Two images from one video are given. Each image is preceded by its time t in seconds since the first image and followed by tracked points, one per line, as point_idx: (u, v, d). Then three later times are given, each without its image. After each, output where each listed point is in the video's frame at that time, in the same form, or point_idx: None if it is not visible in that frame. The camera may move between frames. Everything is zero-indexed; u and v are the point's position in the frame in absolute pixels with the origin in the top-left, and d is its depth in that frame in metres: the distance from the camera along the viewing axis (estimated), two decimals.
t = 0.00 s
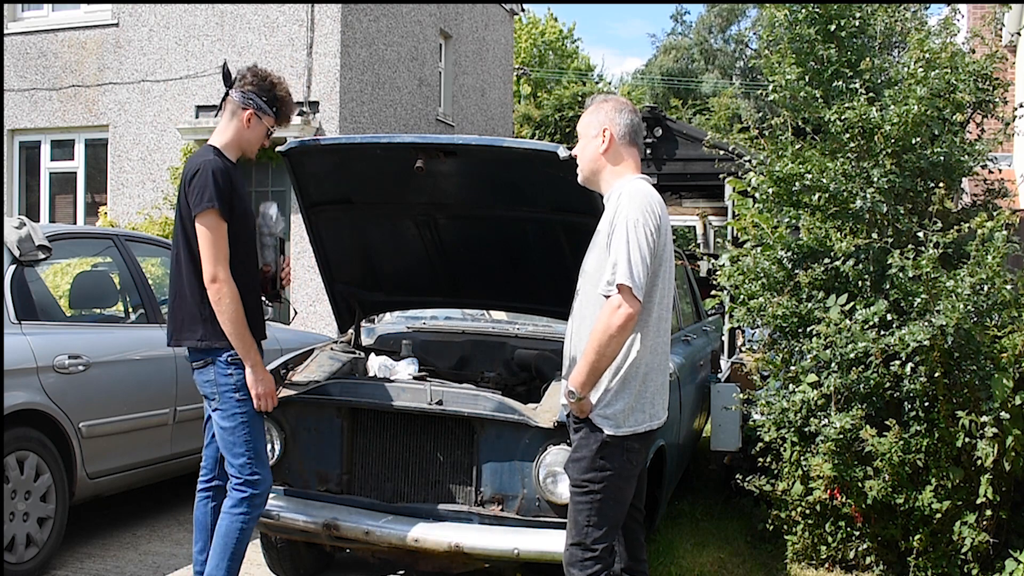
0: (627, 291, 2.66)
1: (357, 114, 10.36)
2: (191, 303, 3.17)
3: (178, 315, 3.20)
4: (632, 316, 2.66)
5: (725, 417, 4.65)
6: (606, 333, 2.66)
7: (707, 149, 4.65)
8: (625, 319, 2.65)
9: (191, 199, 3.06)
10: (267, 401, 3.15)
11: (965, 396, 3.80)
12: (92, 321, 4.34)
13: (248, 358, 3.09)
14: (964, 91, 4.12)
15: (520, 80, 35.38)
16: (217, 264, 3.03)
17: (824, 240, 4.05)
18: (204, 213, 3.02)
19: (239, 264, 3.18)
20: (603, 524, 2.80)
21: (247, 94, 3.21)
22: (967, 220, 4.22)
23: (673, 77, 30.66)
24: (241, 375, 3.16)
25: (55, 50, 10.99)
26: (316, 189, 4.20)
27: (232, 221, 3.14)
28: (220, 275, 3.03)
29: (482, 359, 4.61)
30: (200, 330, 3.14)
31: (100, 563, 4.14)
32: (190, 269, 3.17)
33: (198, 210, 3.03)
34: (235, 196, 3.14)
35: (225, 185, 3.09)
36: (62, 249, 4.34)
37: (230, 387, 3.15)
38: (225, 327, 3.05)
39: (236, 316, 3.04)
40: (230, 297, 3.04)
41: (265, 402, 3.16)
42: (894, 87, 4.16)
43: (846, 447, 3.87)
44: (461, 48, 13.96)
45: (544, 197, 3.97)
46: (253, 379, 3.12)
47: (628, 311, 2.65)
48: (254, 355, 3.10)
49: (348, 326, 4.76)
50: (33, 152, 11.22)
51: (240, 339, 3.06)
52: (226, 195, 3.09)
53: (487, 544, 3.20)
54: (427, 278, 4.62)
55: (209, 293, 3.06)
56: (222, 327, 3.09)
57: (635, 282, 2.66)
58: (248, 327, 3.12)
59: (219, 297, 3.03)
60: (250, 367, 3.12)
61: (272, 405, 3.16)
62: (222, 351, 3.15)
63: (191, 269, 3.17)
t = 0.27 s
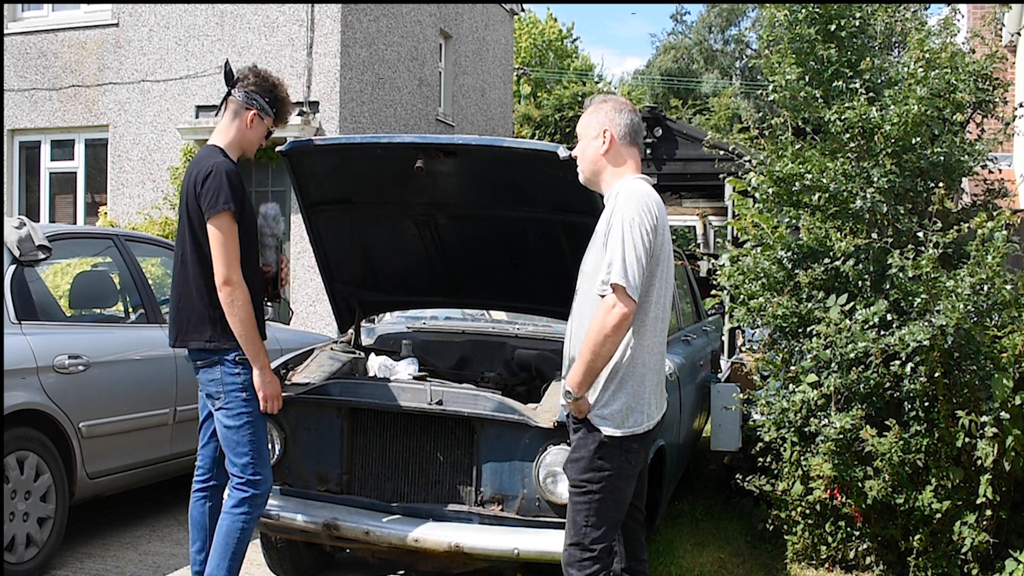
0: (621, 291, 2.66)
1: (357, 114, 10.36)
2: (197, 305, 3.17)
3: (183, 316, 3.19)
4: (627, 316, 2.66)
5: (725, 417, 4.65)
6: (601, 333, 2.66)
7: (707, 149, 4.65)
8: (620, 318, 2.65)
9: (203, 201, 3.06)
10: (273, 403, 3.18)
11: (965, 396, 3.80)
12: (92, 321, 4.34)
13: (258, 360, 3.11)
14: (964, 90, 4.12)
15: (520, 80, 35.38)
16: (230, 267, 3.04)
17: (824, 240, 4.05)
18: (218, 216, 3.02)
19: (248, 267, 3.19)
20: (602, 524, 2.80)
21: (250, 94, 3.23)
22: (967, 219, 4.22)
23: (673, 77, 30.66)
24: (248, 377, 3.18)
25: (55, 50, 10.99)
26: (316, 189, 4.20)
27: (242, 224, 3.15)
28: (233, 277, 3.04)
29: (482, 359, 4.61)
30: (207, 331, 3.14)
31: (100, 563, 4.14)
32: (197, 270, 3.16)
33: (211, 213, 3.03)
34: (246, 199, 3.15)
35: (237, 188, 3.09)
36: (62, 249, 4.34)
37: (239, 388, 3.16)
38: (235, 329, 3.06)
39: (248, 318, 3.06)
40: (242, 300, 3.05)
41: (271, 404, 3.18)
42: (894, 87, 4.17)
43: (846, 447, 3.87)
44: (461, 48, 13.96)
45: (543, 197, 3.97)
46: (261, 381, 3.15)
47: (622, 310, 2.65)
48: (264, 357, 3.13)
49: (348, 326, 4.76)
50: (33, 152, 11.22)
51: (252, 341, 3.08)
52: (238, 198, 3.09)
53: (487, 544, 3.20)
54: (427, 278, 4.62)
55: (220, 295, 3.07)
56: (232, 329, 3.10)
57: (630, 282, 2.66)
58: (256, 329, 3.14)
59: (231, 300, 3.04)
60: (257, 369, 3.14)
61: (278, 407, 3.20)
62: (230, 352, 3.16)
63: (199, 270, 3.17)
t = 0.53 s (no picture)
0: (621, 291, 2.66)
1: (357, 114, 10.36)
2: (203, 305, 3.17)
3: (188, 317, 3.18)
4: (627, 316, 2.66)
5: (725, 417, 4.65)
6: (600, 333, 2.66)
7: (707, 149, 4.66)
8: (620, 318, 2.65)
9: (215, 201, 3.06)
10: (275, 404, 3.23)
11: (965, 396, 3.80)
12: (92, 321, 4.34)
13: (264, 361, 3.13)
14: (964, 90, 4.12)
15: (520, 80, 35.38)
16: (241, 268, 3.05)
17: (824, 240, 4.05)
18: (230, 217, 3.04)
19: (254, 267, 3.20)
20: (602, 524, 2.80)
21: (253, 95, 3.24)
22: (967, 219, 4.22)
23: (673, 77, 30.66)
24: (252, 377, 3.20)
25: (55, 50, 10.99)
26: (316, 189, 4.20)
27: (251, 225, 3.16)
28: (244, 278, 3.05)
29: (482, 359, 4.61)
30: (213, 331, 3.14)
31: (100, 563, 4.14)
32: (204, 270, 3.16)
33: (224, 214, 3.04)
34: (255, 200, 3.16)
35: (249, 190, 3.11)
36: (62, 249, 4.34)
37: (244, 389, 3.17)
38: (243, 330, 3.07)
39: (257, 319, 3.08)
40: (252, 302, 3.07)
41: (274, 404, 3.22)
42: (894, 87, 4.17)
43: (846, 447, 3.87)
44: (461, 48, 13.96)
45: (544, 197, 3.97)
46: (266, 382, 3.18)
47: (622, 311, 2.65)
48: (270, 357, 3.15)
49: (348, 326, 4.76)
50: (33, 152, 11.22)
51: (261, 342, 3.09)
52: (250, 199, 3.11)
53: (487, 544, 3.20)
54: (427, 278, 4.62)
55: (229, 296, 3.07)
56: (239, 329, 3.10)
57: (629, 282, 2.66)
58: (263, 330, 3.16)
59: (241, 301, 3.05)
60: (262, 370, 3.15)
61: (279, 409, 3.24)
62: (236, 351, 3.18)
63: (205, 270, 3.17)
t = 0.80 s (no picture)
0: (622, 290, 2.66)
1: (357, 114, 10.36)
2: (205, 305, 3.17)
3: (190, 317, 3.18)
4: (628, 315, 2.66)
5: (725, 417, 4.65)
6: (602, 332, 2.66)
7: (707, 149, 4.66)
8: (621, 318, 2.65)
9: (220, 203, 3.06)
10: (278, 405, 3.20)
11: (965, 396, 3.80)
12: (92, 321, 4.34)
13: (267, 363, 3.12)
14: (964, 91, 4.12)
15: (520, 80, 35.38)
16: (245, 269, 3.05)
17: (824, 240, 4.05)
18: (235, 218, 3.04)
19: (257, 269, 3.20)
20: (603, 524, 2.79)
21: (254, 97, 3.24)
22: (967, 220, 4.22)
23: (673, 77, 30.67)
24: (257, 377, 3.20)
25: (55, 50, 10.99)
26: (316, 188, 4.20)
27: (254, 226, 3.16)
28: (248, 279, 3.05)
29: (482, 359, 4.61)
30: (215, 332, 3.14)
31: (100, 563, 4.14)
32: (207, 271, 3.16)
33: (228, 215, 3.04)
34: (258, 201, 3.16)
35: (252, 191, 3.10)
36: (62, 249, 4.34)
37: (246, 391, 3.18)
38: (246, 331, 3.06)
39: (261, 320, 3.07)
40: (256, 303, 3.07)
41: (277, 406, 3.18)
42: (894, 87, 4.17)
43: (846, 447, 3.87)
44: (461, 48, 13.96)
45: (544, 197, 3.97)
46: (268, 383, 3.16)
47: (624, 310, 2.65)
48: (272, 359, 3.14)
49: (348, 326, 4.76)
50: (33, 152, 11.22)
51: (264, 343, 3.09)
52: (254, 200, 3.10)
53: (487, 544, 3.20)
54: (427, 278, 4.62)
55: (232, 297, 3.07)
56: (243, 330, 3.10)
57: (630, 281, 2.66)
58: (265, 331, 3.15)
59: (244, 301, 3.05)
60: (265, 371, 3.15)
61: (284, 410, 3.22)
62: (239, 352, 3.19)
63: (209, 271, 3.17)
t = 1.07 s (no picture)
0: (623, 290, 2.66)
1: (357, 114, 10.36)
2: (197, 301, 3.17)
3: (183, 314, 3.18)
4: (629, 315, 2.66)
5: (725, 417, 4.65)
6: (602, 332, 2.66)
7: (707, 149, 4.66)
8: (622, 318, 2.65)
9: (208, 197, 3.06)
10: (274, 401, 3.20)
11: (965, 396, 3.80)
12: (92, 321, 4.34)
13: (261, 357, 3.11)
14: (964, 90, 4.12)
15: (520, 80, 35.38)
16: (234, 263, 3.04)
17: (824, 240, 4.05)
18: (222, 212, 3.03)
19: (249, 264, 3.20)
20: (603, 524, 2.79)
21: (234, 89, 3.22)
22: (967, 220, 4.22)
23: (673, 77, 30.67)
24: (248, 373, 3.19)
25: (55, 50, 10.99)
26: (316, 189, 4.20)
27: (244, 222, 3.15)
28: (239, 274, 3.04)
29: (482, 359, 4.61)
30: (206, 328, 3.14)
31: (100, 563, 4.14)
32: (198, 267, 3.17)
33: (216, 209, 3.04)
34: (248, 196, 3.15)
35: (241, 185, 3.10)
36: (62, 249, 4.34)
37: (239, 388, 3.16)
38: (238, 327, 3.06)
39: (252, 315, 3.07)
40: (247, 297, 3.06)
41: (273, 401, 3.19)
42: (894, 87, 4.17)
43: (846, 447, 3.87)
44: (461, 48, 13.96)
45: (544, 197, 3.97)
46: (263, 379, 3.16)
47: (624, 310, 2.65)
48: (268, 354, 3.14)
49: (348, 326, 4.76)
50: (33, 152, 11.22)
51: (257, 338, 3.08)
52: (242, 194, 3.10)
53: (487, 544, 3.20)
54: (427, 278, 4.62)
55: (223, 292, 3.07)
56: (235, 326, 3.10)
57: (631, 281, 2.66)
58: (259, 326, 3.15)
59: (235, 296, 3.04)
60: (259, 366, 3.14)
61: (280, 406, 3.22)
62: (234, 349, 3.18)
63: (200, 267, 3.17)
